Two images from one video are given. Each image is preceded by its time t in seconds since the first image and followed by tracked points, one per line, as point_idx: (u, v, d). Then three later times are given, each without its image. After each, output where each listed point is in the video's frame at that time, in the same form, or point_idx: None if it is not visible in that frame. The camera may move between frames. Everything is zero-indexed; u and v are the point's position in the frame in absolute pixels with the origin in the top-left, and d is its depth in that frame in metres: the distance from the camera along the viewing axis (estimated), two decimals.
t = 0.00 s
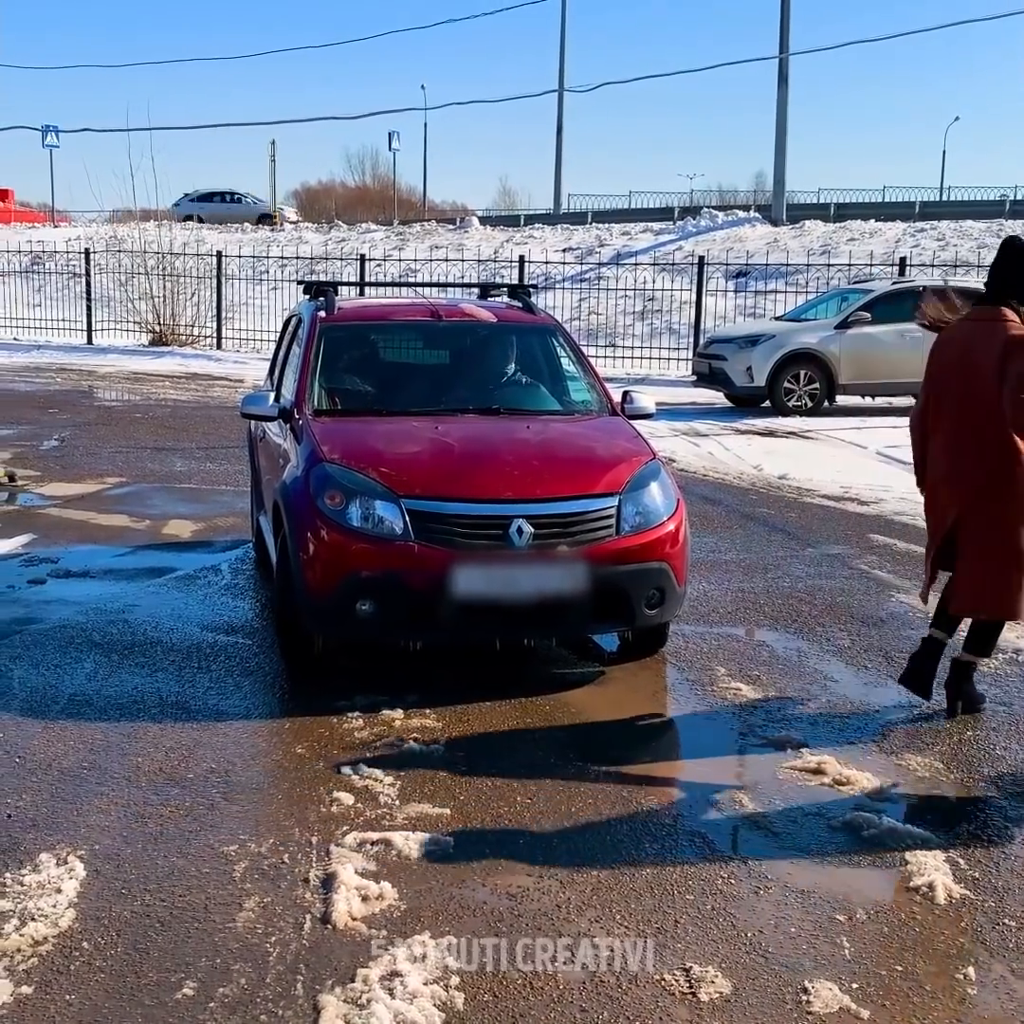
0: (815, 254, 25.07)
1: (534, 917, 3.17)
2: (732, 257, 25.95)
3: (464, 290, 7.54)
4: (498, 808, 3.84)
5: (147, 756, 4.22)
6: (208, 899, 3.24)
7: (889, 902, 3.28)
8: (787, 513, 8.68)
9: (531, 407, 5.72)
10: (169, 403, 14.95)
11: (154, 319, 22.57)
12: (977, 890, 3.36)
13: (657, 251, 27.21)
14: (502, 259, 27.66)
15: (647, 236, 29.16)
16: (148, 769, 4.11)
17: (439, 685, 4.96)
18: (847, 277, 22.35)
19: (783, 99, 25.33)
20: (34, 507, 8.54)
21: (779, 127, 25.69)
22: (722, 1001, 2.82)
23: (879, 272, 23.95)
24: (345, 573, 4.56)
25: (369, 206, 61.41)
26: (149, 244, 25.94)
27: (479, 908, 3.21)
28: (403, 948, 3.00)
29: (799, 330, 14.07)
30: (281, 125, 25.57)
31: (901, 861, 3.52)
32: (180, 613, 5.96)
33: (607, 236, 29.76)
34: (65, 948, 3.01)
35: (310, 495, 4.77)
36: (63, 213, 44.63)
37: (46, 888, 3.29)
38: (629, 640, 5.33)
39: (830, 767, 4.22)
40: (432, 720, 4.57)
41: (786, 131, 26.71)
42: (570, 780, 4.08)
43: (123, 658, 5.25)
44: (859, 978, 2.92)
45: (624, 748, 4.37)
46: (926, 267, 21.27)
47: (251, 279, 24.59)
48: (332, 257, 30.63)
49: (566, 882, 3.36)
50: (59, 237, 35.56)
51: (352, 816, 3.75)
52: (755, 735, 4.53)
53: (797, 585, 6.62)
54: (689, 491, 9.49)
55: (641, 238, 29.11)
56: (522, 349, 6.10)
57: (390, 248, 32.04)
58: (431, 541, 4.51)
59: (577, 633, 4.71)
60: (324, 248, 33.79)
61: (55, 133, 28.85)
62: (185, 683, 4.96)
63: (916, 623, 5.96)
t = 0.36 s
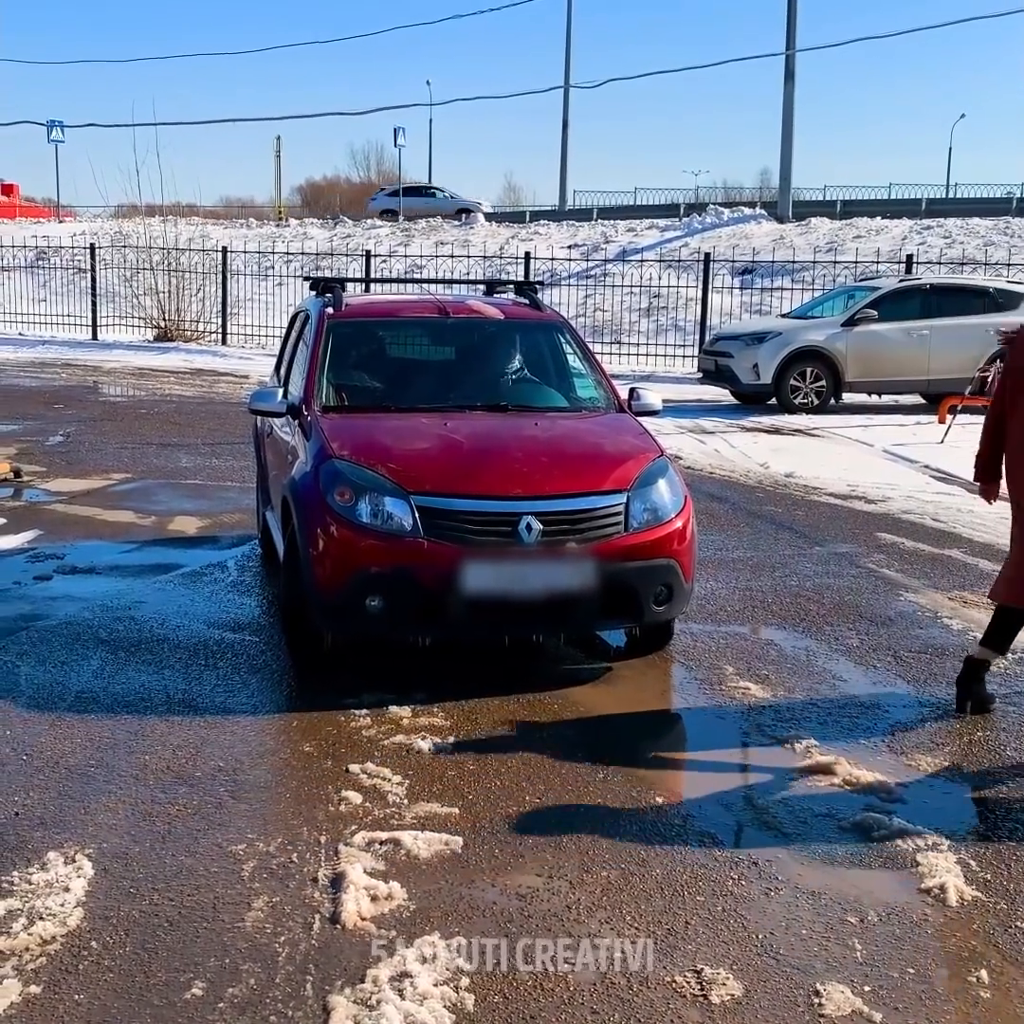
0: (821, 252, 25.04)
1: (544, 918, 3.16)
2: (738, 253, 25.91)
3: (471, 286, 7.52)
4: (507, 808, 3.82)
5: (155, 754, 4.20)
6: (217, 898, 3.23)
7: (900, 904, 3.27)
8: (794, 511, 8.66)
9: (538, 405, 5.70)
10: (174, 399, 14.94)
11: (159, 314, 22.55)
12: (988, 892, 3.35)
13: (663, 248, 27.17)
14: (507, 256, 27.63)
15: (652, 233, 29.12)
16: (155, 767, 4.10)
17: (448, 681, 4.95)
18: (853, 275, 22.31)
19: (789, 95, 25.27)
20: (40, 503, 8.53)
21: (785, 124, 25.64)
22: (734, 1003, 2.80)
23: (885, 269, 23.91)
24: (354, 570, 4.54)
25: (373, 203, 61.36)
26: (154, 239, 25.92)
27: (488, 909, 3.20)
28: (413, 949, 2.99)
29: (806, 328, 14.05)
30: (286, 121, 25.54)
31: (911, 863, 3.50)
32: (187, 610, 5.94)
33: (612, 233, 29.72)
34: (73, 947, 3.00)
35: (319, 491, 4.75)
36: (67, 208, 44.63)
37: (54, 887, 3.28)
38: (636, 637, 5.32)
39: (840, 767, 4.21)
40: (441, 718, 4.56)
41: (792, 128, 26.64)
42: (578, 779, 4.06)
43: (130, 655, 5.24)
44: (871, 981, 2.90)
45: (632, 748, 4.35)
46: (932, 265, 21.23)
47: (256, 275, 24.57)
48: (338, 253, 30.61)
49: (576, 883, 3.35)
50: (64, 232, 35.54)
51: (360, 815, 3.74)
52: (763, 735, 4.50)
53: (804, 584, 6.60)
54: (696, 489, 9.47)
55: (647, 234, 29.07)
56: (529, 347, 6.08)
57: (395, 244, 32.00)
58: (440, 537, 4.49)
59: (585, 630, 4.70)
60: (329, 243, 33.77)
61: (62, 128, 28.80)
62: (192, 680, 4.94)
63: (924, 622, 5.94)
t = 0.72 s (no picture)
0: (826, 242, 24.98)
1: (558, 913, 3.14)
2: (743, 244, 25.86)
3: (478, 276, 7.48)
4: (518, 802, 3.80)
5: (165, 747, 4.18)
6: (229, 893, 3.21)
7: (916, 900, 3.25)
8: (801, 502, 8.63)
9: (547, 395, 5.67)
10: (178, 389, 14.91)
11: (162, 304, 22.50)
12: (1005, 887, 3.33)
13: (667, 238, 27.11)
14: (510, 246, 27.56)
15: (657, 223, 29.05)
16: (165, 759, 4.08)
17: (460, 670, 4.94)
18: (858, 265, 22.24)
19: (794, 85, 25.19)
20: (45, 493, 8.51)
21: (790, 114, 25.56)
22: (751, 1000, 2.78)
23: (890, 260, 23.84)
24: (368, 558, 4.52)
25: (375, 193, 61.23)
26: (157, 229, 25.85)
27: (502, 903, 3.18)
28: (427, 944, 2.97)
29: (811, 318, 14.01)
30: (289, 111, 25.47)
31: (927, 858, 3.48)
32: (194, 602, 5.92)
33: (616, 223, 29.67)
34: (86, 942, 2.98)
35: (332, 480, 4.73)
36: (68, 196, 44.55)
37: (65, 881, 3.26)
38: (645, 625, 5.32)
39: (854, 761, 4.18)
40: (451, 710, 4.54)
41: (797, 118, 26.55)
42: (589, 772, 4.04)
43: (138, 647, 5.22)
44: (889, 978, 2.88)
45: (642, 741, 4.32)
46: (937, 255, 21.17)
47: (259, 265, 24.51)
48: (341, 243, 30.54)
49: (590, 878, 3.33)
50: (66, 221, 35.47)
51: (372, 809, 3.72)
52: (774, 729, 4.47)
53: (813, 576, 6.58)
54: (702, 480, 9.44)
55: (651, 225, 29.01)
56: (535, 337, 6.05)
57: (399, 234, 31.94)
58: (454, 526, 4.47)
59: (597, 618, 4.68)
60: (332, 233, 33.69)
61: (64, 117, 28.70)
62: (201, 672, 4.92)
63: (934, 615, 5.91)
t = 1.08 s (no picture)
0: (824, 229, 24.93)
1: (567, 903, 3.13)
2: (741, 231, 25.81)
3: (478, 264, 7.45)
4: (525, 792, 3.79)
5: (170, 737, 4.16)
6: (236, 884, 3.20)
7: (925, 890, 3.24)
8: (802, 490, 8.62)
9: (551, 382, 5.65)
10: (176, 378, 14.87)
11: (159, 293, 22.42)
12: (1013, 877, 3.32)
13: (665, 226, 27.05)
14: (508, 234, 27.49)
15: (654, 211, 28.98)
16: (170, 750, 4.07)
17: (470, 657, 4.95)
18: (857, 252, 22.20)
19: (792, 72, 25.12)
20: (44, 483, 8.48)
21: (788, 101, 25.48)
22: (762, 990, 2.78)
23: (888, 247, 23.81)
24: (385, 542, 4.50)
25: (371, 181, 61.07)
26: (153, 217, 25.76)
27: (511, 893, 3.17)
28: (437, 935, 2.96)
29: (810, 306, 13.98)
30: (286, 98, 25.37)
31: (935, 847, 3.48)
32: (196, 592, 5.90)
33: (614, 210, 29.60)
34: (94, 933, 2.97)
35: (346, 465, 4.71)
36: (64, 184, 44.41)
37: (72, 872, 3.25)
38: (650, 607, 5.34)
39: (861, 750, 4.18)
40: (455, 699, 4.53)
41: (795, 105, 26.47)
42: (595, 762, 4.03)
43: (140, 637, 5.21)
44: (900, 968, 2.88)
45: (647, 730, 4.31)
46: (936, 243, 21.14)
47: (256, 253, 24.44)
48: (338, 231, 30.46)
49: (598, 867, 3.32)
50: (62, 209, 35.34)
51: (379, 799, 3.71)
52: (778, 718, 4.46)
53: (815, 564, 6.57)
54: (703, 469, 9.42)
55: (648, 212, 28.95)
56: (536, 325, 6.03)
57: (396, 221, 31.87)
58: (469, 509, 4.46)
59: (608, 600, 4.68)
60: (329, 221, 33.61)
61: (59, 104, 28.56)
62: (205, 662, 4.91)
63: (937, 603, 5.90)
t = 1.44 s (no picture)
0: (815, 224, 24.92)
1: (570, 900, 3.13)
2: (731, 226, 25.78)
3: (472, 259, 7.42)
4: (526, 789, 3.78)
5: (169, 736, 4.15)
6: (237, 884, 3.19)
7: (927, 886, 3.24)
8: (796, 486, 8.61)
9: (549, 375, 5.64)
10: (167, 374, 14.81)
11: (148, 289, 22.33)
12: (1014, 872, 3.32)
13: (655, 221, 27.02)
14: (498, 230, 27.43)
15: (645, 207, 28.96)
16: (169, 748, 4.05)
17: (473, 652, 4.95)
18: (847, 248, 22.21)
19: (781, 66, 25.09)
20: (35, 481, 8.44)
21: (778, 96, 25.46)
22: (766, 988, 2.77)
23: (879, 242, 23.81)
24: (401, 529, 4.49)
25: (361, 176, 60.95)
26: (142, 213, 25.66)
27: (514, 891, 3.16)
28: (440, 934, 2.96)
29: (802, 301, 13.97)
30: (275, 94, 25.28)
31: (936, 843, 3.48)
32: (191, 589, 5.88)
33: (605, 205, 29.57)
34: (95, 933, 2.96)
35: (359, 454, 4.70)
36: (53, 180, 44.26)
37: (72, 872, 3.24)
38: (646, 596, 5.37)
39: (861, 745, 4.17)
40: (453, 696, 4.53)
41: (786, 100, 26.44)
42: (595, 758, 4.03)
43: (136, 635, 5.19)
44: (904, 964, 2.88)
45: (646, 725, 4.31)
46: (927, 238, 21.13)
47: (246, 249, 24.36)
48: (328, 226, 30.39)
49: (600, 865, 3.32)
50: (51, 205, 35.20)
51: (379, 797, 3.70)
52: (775, 713, 4.46)
53: (810, 560, 6.56)
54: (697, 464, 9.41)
55: (639, 207, 28.91)
56: (531, 319, 6.01)
57: (386, 217, 31.81)
58: (484, 496, 4.45)
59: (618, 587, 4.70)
60: (319, 217, 33.54)
61: (48, 100, 28.43)
62: (202, 660, 4.89)
63: (933, 598, 5.90)
